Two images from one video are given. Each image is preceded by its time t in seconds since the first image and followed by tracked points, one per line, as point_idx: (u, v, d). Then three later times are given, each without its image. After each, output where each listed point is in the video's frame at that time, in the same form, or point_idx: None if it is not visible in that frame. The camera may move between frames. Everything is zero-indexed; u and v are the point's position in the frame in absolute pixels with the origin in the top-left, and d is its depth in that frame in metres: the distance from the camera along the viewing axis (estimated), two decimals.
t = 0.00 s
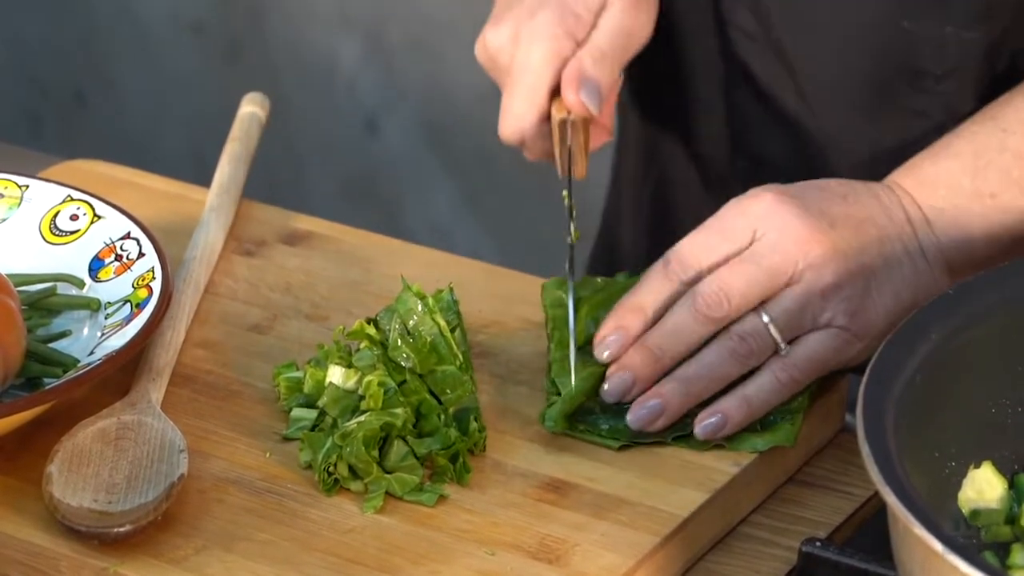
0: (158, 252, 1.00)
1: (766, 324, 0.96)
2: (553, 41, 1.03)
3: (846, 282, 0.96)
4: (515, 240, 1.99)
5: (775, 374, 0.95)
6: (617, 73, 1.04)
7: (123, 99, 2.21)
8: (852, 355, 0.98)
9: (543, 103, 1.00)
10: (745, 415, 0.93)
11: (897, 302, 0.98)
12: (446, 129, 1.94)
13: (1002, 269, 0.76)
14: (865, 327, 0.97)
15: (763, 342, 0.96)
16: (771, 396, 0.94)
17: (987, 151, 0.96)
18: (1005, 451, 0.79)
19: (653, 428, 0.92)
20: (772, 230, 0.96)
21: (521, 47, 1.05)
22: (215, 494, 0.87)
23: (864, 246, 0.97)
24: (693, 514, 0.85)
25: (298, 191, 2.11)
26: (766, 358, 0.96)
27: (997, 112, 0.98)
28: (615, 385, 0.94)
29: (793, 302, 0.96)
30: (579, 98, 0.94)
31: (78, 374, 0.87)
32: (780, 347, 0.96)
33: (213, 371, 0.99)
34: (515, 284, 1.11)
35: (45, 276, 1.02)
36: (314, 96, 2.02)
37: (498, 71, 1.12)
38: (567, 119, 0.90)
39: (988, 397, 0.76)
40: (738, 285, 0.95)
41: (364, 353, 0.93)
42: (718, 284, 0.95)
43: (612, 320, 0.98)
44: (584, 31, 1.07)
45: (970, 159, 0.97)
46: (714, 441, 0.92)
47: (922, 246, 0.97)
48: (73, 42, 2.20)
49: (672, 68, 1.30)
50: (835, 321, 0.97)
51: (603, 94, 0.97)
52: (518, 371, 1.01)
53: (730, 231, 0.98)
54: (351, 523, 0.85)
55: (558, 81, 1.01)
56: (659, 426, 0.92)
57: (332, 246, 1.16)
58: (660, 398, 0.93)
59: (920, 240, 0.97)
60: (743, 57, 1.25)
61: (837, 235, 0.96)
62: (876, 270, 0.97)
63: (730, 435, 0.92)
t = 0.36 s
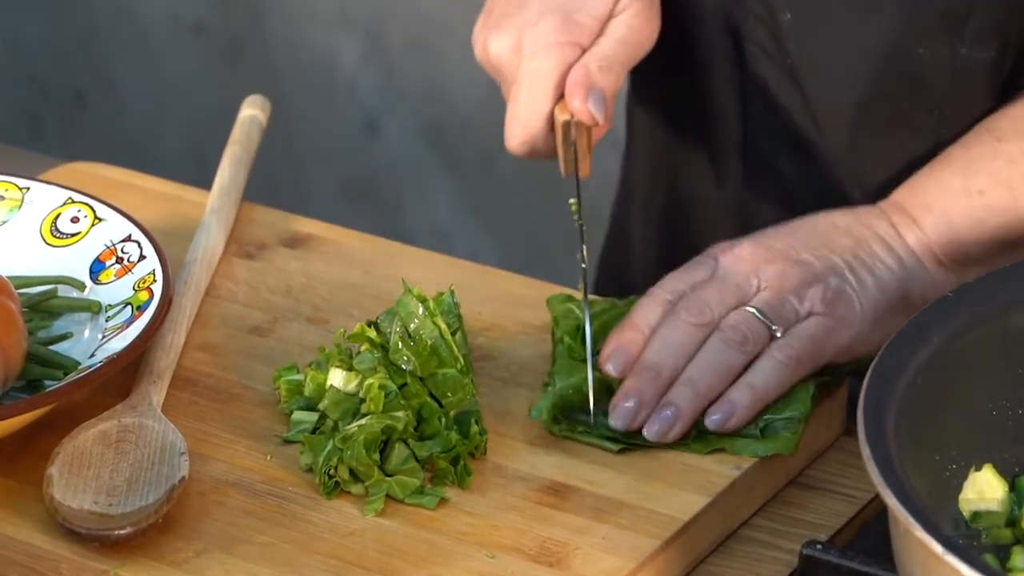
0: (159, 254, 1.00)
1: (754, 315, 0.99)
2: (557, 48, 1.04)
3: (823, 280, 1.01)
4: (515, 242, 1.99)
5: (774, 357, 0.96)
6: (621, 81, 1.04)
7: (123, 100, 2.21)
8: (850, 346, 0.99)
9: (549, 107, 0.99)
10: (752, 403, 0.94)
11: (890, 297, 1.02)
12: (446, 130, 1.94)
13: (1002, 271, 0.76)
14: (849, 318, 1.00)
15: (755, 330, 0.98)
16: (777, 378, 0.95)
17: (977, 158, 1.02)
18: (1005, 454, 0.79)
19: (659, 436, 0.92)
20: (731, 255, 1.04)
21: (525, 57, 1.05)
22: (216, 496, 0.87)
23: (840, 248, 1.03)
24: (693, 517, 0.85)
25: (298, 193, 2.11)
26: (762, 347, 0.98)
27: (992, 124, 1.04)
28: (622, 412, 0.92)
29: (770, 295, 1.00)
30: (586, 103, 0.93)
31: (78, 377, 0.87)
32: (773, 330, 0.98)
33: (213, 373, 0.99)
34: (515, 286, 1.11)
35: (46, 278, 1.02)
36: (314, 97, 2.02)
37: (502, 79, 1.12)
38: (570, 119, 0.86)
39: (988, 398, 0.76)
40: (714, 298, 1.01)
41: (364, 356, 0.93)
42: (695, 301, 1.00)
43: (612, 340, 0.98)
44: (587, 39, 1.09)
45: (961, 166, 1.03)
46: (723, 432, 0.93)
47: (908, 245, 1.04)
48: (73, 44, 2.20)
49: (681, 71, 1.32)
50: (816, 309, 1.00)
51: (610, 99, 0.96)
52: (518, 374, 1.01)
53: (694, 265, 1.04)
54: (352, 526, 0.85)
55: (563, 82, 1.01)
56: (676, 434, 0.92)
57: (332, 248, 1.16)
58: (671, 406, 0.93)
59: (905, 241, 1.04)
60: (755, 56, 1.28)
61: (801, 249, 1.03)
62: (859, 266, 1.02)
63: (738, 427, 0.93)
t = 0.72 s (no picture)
0: (161, 254, 1.00)
1: (756, 316, 0.99)
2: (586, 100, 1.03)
3: (822, 296, 1.02)
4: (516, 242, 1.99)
5: (772, 360, 0.96)
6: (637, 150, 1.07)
7: (123, 100, 2.21)
8: (849, 360, 0.99)
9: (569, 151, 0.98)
10: (747, 405, 0.94)
11: (886, 318, 1.02)
12: (446, 130, 1.94)
13: (1001, 271, 0.76)
14: (845, 334, 1.00)
15: (756, 332, 0.98)
16: (773, 381, 0.95)
17: (974, 187, 1.05)
18: (1007, 455, 0.79)
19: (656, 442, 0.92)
20: (729, 269, 1.04)
21: (548, 96, 1.04)
22: (217, 496, 0.87)
23: (836, 268, 1.04)
24: (695, 517, 0.85)
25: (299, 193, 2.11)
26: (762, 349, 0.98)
27: (990, 154, 1.07)
28: (622, 421, 0.92)
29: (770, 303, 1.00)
30: (611, 159, 0.96)
31: (79, 376, 0.87)
32: (774, 334, 0.98)
33: (214, 373, 0.99)
34: (516, 287, 1.11)
35: (47, 277, 1.02)
36: (314, 97, 2.02)
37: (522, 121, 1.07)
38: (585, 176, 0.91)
39: (988, 399, 0.76)
40: (714, 302, 1.01)
41: (365, 356, 0.93)
42: (694, 304, 1.00)
43: (606, 353, 0.98)
44: (614, 82, 1.11)
45: (958, 196, 1.05)
46: (717, 434, 0.93)
47: (903, 272, 1.04)
48: (72, 43, 2.20)
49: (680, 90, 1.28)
50: (815, 322, 1.00)
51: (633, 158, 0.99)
52: (519, 374, 1.01)
53: (694, 280, 1.05)
54: (353, 526, 0.85)
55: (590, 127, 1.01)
56: (674, 435, 0.92)
57: (333, 248, 1.16)
58: (670, 407, 0.93)
59: (900, 267, 1.05)
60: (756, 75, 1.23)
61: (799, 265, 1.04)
62: (855, 287, 1.03)
63: (733, 428, 0.93)
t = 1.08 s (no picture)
0: (164, 252, 1.00)
1: (776, 325, 0.97)
2: (526, 157, 0.91)
3: (840, 291, 1.00)
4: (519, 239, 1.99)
5: (802, 370, 0.96)
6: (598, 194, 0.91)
7: (126, 97, 2.21)
8: (865, 358, 0.99)
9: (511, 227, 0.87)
10: (780, 414, 0.94)
11: (907, 307, 1.01)
12: (450, 126, 1.94)
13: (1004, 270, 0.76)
14: (864, 331, 0.99)
15: (776, 337, 0.96)
16: (799, 390, 0.95)
17: (996, 164, 1.00)
18: (1010, 453, 0.79)
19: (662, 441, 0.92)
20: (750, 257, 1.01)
21: (487, 162, 0.92)
22: (220, 494, 0.87)
23: (854, 256, 1.01)
24: (698, 515, 0.85)
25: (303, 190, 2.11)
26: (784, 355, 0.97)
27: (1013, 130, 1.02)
28: (623, 415, 0.91)
29: (790, 304, 0.98)
30: (550, 213, 0.86)
31: (82, 374, 0.87)
32: (794, 342, 0.97)
33: (218, 371, 0.99)
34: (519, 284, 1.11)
35: (49, 275, 1.02)
36: (316, 94, 2.02)
37: (474, 193, 0.95)
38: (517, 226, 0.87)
39: (993, 398, 0.76)
40: (727, 298, 0.97)
41: (368, 355, 0.93)
42: (707, 298, 0.97)
43: (610, 345, 0.96)
44: (558, 149, 0.94)
45: (982, 172, 1.00)
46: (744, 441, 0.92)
47: (927, 250, 1.01)
48: (75, 41, 2.20)
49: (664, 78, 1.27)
50: (834, 319, 0.98)
51: (583, 208, 0.88)
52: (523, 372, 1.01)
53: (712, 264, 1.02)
54: (356, 523, 0.85)
55: (530, 193, 0.89)
56: (695, 441, 0.92)
57: (336, 246, 1.16)
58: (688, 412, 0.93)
59: (925, 245, 1.01)
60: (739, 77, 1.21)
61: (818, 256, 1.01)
62: (871, 275, 1.01)
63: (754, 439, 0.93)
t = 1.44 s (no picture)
0: (164, 257, 1.00)
1: (708, 322, 0.97)
2: (473, 45, 0.89)
3: (766, 297, 1.00)
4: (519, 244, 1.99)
5: (721, 371, 0.96)
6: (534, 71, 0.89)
7: (127, 102, 2.21)
8: (791, 365, 0.99)
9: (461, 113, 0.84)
10: (696, 418, 0.93)
11: (835, 309, 1.02)
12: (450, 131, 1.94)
13: (1001, 275, 0.76)
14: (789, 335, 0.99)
15: (705, 338, 0.97)
16: (720, 391, 0.95)
17: (921, 165, 1.02)
18: (1010, 458, 0.79)
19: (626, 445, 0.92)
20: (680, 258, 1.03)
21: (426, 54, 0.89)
22: (220, 499, 0.87)
23: (785, 262, 1.02)
24: (698, 520, 0.85)
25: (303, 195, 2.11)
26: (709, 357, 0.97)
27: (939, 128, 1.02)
28: (568, 394, 0.92)
29: (719, 305, 0.99)
30: (491, 94, 0.84)
31: (82, 380, 0.87)
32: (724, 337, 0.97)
33: (218, 377, 0.99)
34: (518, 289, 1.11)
35: (49, 281, 1.02)
36: (317, 98, 2.02)
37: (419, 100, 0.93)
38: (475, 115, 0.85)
39: (990, 405, 0.76)
40: (672, 290, 0.97)
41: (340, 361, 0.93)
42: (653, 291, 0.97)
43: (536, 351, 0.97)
44: (502, 33, 0.92)
45: (906, 171, 1.02)
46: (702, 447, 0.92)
47: (851, 253, 1.03)
48: (76, 46, 2.21)
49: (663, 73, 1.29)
50: (763, 324, 0.99)
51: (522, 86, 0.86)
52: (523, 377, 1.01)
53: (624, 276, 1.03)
54: (356, 529, 0.85)
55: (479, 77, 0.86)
56: (623, 444, 0.92)
57: (337, 251, 1.16)
58: (616, 416, 0.92)
59: (848, 248, 1.03)
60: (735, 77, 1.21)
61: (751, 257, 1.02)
62: (802, 277, 1.01)
63: (684, 443, 0.93)
